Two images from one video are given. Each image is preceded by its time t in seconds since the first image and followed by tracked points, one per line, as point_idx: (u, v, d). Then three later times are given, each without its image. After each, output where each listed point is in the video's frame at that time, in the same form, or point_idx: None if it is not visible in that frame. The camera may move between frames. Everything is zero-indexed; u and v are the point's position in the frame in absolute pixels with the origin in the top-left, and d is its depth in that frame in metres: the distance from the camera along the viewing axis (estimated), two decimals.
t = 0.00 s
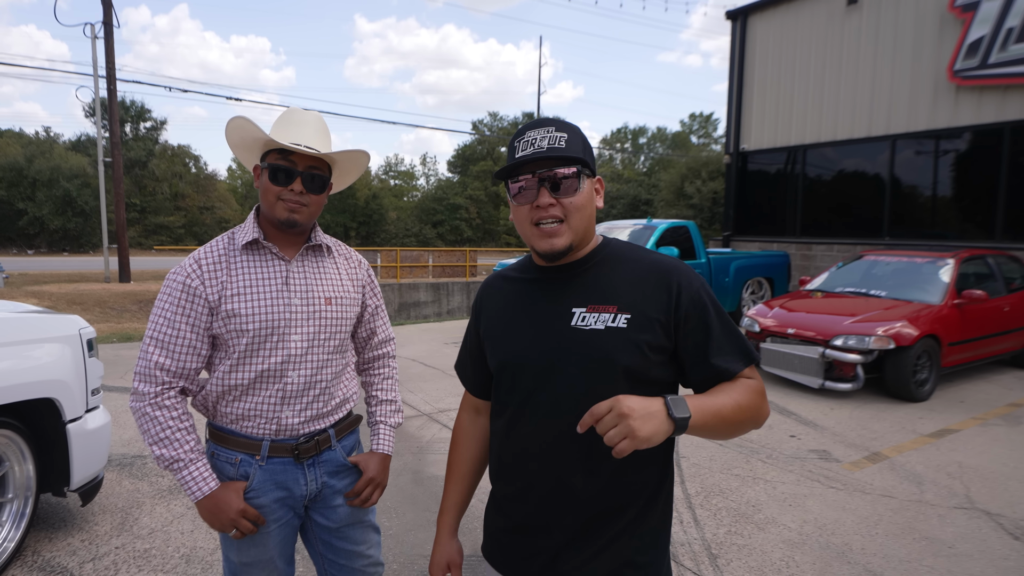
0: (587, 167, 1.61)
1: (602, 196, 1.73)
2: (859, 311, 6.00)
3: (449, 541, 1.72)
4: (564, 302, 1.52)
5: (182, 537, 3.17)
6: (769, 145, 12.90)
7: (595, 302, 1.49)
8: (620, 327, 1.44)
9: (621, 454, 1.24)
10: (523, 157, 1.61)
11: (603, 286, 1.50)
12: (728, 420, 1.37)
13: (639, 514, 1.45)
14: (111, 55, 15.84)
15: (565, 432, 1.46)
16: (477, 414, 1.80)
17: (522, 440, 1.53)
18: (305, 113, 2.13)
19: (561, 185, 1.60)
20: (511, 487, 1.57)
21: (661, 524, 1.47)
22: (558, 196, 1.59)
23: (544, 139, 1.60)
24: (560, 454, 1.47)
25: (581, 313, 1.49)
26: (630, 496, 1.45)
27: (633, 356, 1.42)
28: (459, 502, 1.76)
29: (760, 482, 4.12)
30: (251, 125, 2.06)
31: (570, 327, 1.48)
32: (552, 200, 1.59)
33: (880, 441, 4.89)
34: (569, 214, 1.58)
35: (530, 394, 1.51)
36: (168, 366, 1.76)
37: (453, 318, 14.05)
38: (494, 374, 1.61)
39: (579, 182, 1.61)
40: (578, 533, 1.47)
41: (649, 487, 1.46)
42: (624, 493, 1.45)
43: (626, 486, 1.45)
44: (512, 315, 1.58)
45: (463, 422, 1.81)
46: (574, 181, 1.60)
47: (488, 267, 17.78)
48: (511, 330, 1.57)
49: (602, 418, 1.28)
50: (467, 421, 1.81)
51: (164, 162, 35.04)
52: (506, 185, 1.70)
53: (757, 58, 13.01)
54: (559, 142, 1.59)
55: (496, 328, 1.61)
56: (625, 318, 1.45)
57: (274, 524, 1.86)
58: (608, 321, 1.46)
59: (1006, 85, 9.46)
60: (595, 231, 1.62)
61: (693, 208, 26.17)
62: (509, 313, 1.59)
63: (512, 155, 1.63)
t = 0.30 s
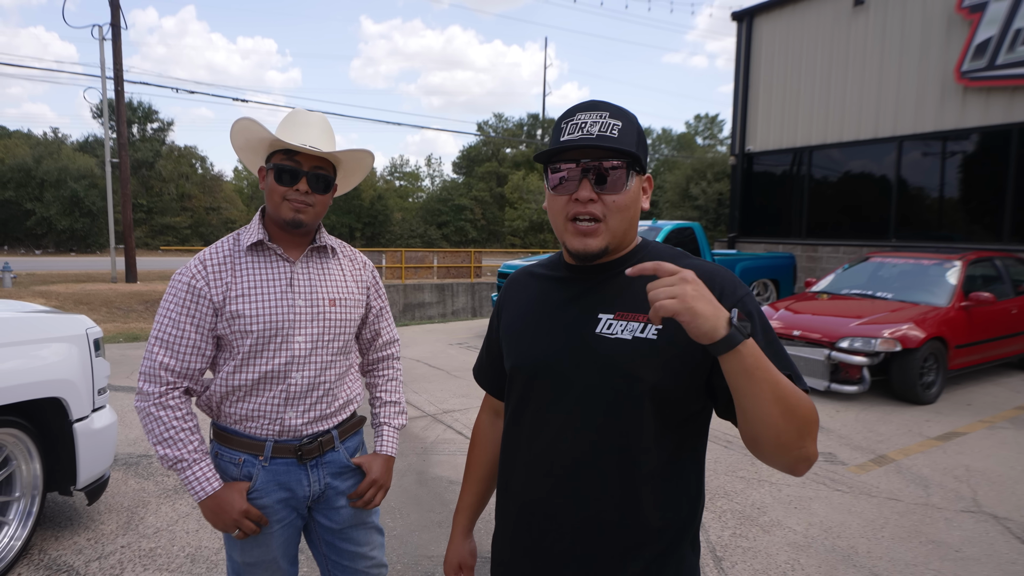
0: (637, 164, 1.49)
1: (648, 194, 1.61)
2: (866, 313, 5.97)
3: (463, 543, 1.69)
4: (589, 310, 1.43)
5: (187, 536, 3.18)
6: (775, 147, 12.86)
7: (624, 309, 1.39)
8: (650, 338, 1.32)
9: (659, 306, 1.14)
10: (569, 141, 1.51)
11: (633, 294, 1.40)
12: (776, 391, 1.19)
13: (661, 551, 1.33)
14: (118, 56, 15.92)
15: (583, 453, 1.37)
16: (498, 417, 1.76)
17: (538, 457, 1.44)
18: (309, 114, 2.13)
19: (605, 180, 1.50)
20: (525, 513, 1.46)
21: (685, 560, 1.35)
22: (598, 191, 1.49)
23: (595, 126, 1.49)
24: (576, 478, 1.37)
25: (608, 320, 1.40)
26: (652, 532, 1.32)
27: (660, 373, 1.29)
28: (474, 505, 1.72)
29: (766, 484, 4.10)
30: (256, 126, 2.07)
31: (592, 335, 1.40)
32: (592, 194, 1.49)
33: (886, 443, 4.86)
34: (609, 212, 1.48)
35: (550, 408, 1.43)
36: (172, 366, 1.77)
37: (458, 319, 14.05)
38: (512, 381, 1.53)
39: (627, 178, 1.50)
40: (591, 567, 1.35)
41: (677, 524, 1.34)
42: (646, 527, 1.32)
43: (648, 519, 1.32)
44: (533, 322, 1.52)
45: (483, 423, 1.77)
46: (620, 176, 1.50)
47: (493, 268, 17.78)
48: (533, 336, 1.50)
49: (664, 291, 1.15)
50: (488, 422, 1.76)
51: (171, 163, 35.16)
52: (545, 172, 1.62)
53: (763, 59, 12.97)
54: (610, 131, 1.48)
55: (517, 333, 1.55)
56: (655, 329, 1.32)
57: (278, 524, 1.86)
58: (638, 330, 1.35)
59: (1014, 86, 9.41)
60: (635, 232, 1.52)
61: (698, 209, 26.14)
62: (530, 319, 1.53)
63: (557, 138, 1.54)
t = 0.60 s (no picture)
0: (678, 163, 1.32)
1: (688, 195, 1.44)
2: (871, 314, 5.94)
3: (454, 564, 1.48)
4: (614, 323, 1.29)
5: (191, 536, 3.19)
6: (780, 147, 12.82)
7: (652, 325, 1.24)
8: (681, 362, 1.18)
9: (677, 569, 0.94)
10: (601, 132, 1.33)
11: (664, 308, 1.24)
12: (809, 514, 1.07)
13: None
14: (125, 57, 15.98)
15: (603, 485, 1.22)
16: (509, 423, 1.58)
17: (547, 478, 1.31)
18: (313, 114, 2.13)
19: (640, 181, 1.34)
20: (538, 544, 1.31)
21: None
22: (630, 192, 1.33)
23: (633, 117, 1.30)
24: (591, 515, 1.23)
25: (635, 337, 1.24)
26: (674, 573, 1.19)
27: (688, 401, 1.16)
28: (474, 521, 1.52)
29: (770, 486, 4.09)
30: (259, 126, 2.07)
31: (617, 353, 1.25)
32: (623, 195, 1.33)
33: (892, 446, 4.84)
34: (640, 216, 1.33)
35: (567, 431, 1.28)
36: (176, 367, 1.78)
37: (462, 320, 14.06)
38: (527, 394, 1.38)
39: (664, 179, 1.34)
40: None
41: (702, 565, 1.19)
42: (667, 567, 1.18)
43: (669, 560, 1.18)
44: (551, 331, 1.37)
45: (492, 429, 1.59)
46: (658, 176, 1.33)
47: (497, 269, 17.79)
48: (551, 346, 1.35)
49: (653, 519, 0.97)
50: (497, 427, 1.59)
51: (177, 164, 35.30)
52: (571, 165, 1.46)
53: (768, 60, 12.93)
54: (650, 124, 1.30)
55: (533, 340, 1.40)
56: (687, 351, 1.18)
57: (281, 525, 1.86)
58: (669, 351, 1.20)
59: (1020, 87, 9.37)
60: (669, 238, 1.35)
61: (702, 210, 26.13)
62: (547, 326, 1.39)
63: (587, 128, 1.35)
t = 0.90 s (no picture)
0: (707, 167, 1.24)
1: (715, 196, 1.35)
2: (874, 315, 5.93)
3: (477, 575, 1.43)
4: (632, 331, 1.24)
5: (194, 536, 3.20)
6: (782, 148, 12.80)
7: (676, 337, 1.20)
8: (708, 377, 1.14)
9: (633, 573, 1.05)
10: (624, 128, 1.24)
11: (690, 321, 1.20)
12: (793, 536, 1.14)
13: None
14: (128, 58, 16.04)
15: (622, 503, 1.18)
16: (523, 429, 1.56)
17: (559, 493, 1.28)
18: (311, 114, 2.14)
19: (663, 184, 1.25)
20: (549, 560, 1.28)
21: None
22: (654, 195, 1.25)
23: (661, 112, 1.21)
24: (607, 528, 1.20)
25: (656, 348, 1.20)
26: None
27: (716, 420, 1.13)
28: (496, 531, 1.48)
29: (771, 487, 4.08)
30: (261, 128, 2.08)
31: (634, 365, 1.21)
32: (645, 200, 1.25)
33: (894, 447, 4.83)
34: (664, 223, 1.25)
35: (578, 442, 1.24)
36: (180, 368, 1.79)
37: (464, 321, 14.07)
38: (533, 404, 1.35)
39: (693, 183, 1.25)
40: None
41: None
42: None
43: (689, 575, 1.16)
44: (563, 335, 1.33)
45: (505, 435, 1.57)
46: (685, 179, 1.24)
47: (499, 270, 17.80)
48: (562, 352, 1.31)
49: (629, 548, 1.07)
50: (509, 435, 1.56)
51: (180, 164, 35.40)
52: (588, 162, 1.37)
53: (770, 61, 12.91)
54: (679, 122, 1.21)
55: (542, 344, 1.36)
56: (713, 366, 1.15)
57: (285, 525, 1.87)
58: (692, 365, 1.16)
59: None
60: (692, 243, 1.28)
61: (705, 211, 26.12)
62: (557, 329, 1.35)
63: (609, 122, 1.26)
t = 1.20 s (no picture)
0: (721, 172, 1.20)
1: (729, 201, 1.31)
2: (880, 315, 5.90)
3: None
4: (643, 338, 1.23)
5: (198, 536, 3.20)
6: (787, 148, 12.75)
7: (687, 351, 1.18)
8: (723, 394, 1.13)
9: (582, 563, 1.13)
10: (633, 132, 1.21)
11: (701, 330, 1.19)
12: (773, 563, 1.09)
13: None
14: (134, 59, 16.09)
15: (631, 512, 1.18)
16: (522, 427, 1.54)
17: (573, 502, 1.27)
18: (315, 114, 2.14)
19: (675, 188, 1.22)
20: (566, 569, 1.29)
21: None
22: (665, 202, 1.22)
23: (672, 115, 1.18)
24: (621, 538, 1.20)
25: (669, 363, 1.18)
26: None
27: (727, 434, 1.12)
28: (499, 534, 1.45)
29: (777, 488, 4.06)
30: (265, 129, 2.07)
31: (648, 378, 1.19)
32: (655, 209, 1.22)
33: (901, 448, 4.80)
34: (676, 232, 1.21)
35: (587, 450, 1.23)
36: (184, 367, 1.78)
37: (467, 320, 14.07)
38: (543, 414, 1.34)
39: (706, 190, 1.21)
40: None
41: None
42: None
43: None
44: (573, 337, 1.31)
45: (503, 435, 1.55)
46: (697, 184, 1.21)
47: (503, 270, 17.80)
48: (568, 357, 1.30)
49: (580, 534, 1.16)
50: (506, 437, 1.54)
51: (185, 164, 35.49)
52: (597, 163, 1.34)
53: (775, 60, 12.87)
54: (692, 124, 1.17)
55: (550, 347, 1.34)
56: (727, 382, 1.13)
57: (289, 526, 1.86)
58: (705, 380, 1.14)
59: None
60: (706, 251, 1.24)
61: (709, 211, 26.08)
62: (568, 329, 1.33)
63: (617, 125, 1.23)
